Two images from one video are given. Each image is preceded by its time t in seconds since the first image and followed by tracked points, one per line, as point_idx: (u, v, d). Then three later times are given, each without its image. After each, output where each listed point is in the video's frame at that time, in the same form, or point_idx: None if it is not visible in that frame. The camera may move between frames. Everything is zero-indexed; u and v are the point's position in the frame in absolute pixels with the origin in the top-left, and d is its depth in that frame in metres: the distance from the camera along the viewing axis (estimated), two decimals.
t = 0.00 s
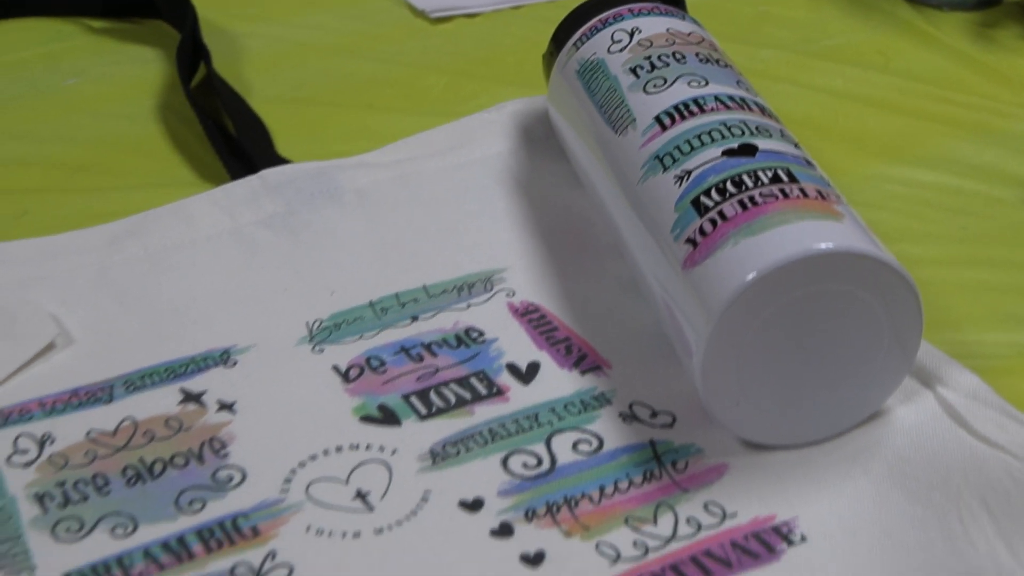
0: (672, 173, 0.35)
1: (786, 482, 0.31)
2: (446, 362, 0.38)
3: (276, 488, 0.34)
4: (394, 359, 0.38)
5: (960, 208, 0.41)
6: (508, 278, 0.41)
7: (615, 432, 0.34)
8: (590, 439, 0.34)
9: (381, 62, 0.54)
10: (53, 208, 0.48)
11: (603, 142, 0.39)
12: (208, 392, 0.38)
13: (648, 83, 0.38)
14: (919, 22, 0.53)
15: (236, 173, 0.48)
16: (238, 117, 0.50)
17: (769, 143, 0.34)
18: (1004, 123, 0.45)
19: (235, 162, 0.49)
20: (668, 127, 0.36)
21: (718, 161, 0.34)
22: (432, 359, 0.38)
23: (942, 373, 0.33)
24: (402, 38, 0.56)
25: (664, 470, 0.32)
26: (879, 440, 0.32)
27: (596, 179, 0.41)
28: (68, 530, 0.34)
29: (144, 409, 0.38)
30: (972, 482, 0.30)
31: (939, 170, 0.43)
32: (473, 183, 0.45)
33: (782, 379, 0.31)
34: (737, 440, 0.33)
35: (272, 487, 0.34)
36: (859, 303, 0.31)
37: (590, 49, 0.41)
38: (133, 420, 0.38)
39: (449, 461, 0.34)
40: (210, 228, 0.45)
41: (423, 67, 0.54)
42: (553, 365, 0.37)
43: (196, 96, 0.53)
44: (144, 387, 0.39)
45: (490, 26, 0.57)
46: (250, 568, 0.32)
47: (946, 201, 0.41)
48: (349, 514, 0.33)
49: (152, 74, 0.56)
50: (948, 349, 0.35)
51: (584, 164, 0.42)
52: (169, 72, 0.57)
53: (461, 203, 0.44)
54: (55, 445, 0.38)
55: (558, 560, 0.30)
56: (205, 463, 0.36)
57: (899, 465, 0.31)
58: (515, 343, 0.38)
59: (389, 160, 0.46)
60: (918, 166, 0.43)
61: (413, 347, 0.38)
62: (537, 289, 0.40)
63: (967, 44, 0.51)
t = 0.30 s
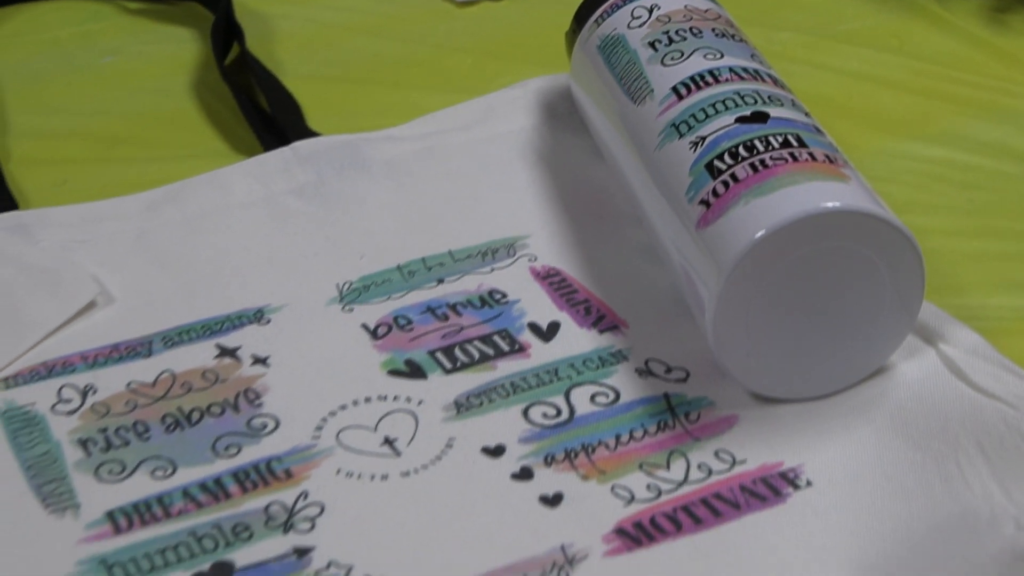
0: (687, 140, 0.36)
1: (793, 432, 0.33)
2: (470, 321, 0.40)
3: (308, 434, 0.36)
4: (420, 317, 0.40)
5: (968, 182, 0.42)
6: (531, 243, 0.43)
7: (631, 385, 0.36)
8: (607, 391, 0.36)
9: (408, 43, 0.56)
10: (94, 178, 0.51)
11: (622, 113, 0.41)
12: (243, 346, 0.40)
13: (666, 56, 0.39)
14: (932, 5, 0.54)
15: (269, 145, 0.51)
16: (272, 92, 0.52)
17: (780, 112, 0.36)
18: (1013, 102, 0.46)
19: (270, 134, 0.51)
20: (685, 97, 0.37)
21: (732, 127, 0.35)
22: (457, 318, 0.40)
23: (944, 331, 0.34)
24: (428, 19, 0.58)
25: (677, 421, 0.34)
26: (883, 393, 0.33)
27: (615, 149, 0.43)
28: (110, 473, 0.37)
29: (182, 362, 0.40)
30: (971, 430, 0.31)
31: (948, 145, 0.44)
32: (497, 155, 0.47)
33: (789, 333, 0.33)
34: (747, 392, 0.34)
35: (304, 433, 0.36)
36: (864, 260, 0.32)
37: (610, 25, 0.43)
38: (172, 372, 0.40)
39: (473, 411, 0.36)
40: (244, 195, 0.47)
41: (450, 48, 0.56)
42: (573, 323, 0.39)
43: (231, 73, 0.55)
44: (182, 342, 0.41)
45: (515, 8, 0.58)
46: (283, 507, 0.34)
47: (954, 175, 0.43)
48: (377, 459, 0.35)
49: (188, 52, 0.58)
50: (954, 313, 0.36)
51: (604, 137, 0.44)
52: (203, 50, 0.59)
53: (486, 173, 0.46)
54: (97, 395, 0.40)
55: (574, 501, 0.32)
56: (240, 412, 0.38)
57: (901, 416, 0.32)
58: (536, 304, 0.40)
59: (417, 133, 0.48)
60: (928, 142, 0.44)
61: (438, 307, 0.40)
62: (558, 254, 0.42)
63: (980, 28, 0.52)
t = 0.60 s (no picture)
0: (702, 108, 0.38)
1: (800, 385, 0.34)
2: (493, 282, 0.42)
3: (337, 384, 0.38)
4: (444, 278, 0.42)
5: (978, 155, 0.43)
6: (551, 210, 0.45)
7: (645, 341, 0.38)
8: (622, 346, 0.37)
9: (434, 21, 0.58)
10: (131, 148, 0.53)
11: (640, 85, 0.42)
12: (274, 304, 0.42)
13: (683, 30, 0.41)
14: None
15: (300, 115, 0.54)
16: (305, 69, 0.54)
17: (791, 81, 0.37)
18: None
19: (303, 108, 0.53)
20: (700, 68, 0.39)
21: (744, 95, 0.37)
22: (480, 279, 0.42)
23: (948, 291, 0.35)
24: None
25: (689, 374, 0.36)
26: (887, 349, 0.34)
27: (634, 121, 0.44)
28: (148, 418, 0.39)
29: (217, 318, 0.42)
30: (970, 380, 0.32)
31: (959, 121, 0.45)
32: (521, 127, 0.49)
33: (797, 290, 0.34)
34: (755, 347, 0.36)
35: (333, 383, 0.38)
36: (869, 221, 0.33)
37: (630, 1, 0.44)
38: (207, 327, 0.42)
39: (493, 364, 0.38)
40: (277, 164, 0.49)
41: (475, 27, 0.57)
42: (591, 285, 0.41)
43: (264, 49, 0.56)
44: (216, 300, 0.43)
45: None
46: (312, 450, 0.36)
47: (964, 149, 0.44)
48: (402, 407, 0.37)
49: (222, 30, 0.60)
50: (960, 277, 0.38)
51: (624, 111, 0.46)
52: (235, 29, 0.60)
53: (509, 145, 0.48)
54: (136, 347, 0.42)
55: (589, 446, 0.34)
56: (272, 363, 0.40)
57: (903, 369, 0.34)
58: (556, 267, 0.42)
59: (443, 107, 0.50)
60: (939, 118, 0.46)
61: (462, 269, 0.42)
62: (578, 221, 0.44)
63: (994, 9, 0.53)
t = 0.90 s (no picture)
0: (717, 78, 0.39)
1: (808, 343, 0.36)
2: (514, 246, 0.44)
3: (362, 338, 0.40)
4: (467, 242, 0.44)
5: (988, 130, 0.44)
6: (572, 180, 0.47)
7: (658, 301, 0.39)
8: (637, 307, 0.39)
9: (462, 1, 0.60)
10: (168, 119, 0.55)
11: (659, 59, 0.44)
12: (304, 265, 0.44)
13: (700, 5, 0.42)
14: None
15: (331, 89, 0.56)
16: (336, 46, 0.56)
17: (804, 53, 0.38)
18: None
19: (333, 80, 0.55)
20: (716, 41, 0.40)
21: (758, 66, 0.38)
22: (502, 243, 0.44)
23: (953, 255, 0.37)
24: None
25: (700, 332, 0.37)
26: (892, 310, 0.36)
27: (653, 95, 0.46)
28: (183, 368, 0.40)
29: (249, 278, 0.44)
30: (971, 338, 0.34)
31: (972, 98, 0.46)
32: (542, 101, 0.52)
33: (804, 252, 0.35)
34: (764, 308, 0.37)
35: (358, 338, 0.40)
36: (875, 186, 0.34)
37: None
38: (239, 285, 0.44)
39: (513, 322, 0.40)
40: (308, 135, 0.51)
41: (500, 7, 0.59)
42: (609, 249, 0.43)
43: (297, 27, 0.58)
44: (249, 260, 0.45)
45: None
46: (339, 398, 0.38)
47: (975, 125, 0.45)
48: (424, 360, 0.39)
49: (254, 8, 0.62)
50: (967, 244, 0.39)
51: (643, 85, 0.47)
52: (269, 8, 0.62)
53: (532, 118, 0.51)
54: (172, 303, 0.44)
55: (602, 398, 0.35)
56: (302, 319, 0.42)
57: (908, 329, 0.35)
58: (576, 232, 0.44)
59: (468, 81, 0.53)
60: (953, 94, 0.47)
61: (485, 234, 0.45)
62: (596, 189, 0.47)
63: None
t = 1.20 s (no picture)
0: (733, 53, 0.40)
1: (816, 306, 0.37)
2: (535, 214, 0.46)
3: (386, 297, 0.42)
4: (490, 209, 0.47)
5: (1002, 108, 0.45)
6: (594, 152, 0.50)
7: (672, 265, 0.42)
8: (651, 271, 0.41)
9: None
10: (207, 93, 0.57)
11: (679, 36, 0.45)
12: (332, 230, 0.46)
13: None
14: None
15: (363, 67, 0.58)
16: (368, 26, 0.58)
17: (818, 30, 0.39)
18: None
19: (366, 59, 0.57)
20: (734, 17, 0.41)
21: (773, 41, 0.39)
22: (524, 211, 0.46)
23: (959, 224, 0.38)
24: None
25: (712, 296, 0.39)
26: (898, 275, 0.37)
27: (674, 72, 0.47)
28: (214, 323, 0.42)
29: (279, 241, 0.46)
30: (973, 300, 0.34)
31: (988, 78, 0.47)
32: (567, 77, 0.54)
33: (813, 218, 0.36)
34: (775, 273, 0.39)
35: (383, 297, 0.42)
36: (883, 154, 0.35)
37: None
38: (270, 248, 0.46)
39: (533, 283, 0.41)
40: (340, 109, 0.53)
41: None
42: (627, 218, 0.45)
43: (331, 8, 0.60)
44: (279, 225, 0.47)
45: None
46: (362, 352, 0.39)
47: (990, 103, 0.46)
48: (445, 318, 0.40)
49: None
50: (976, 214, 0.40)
51: (664, 63, 0.49)
52: None
53: (556, 95, 0.53)
54: (205, 264, 0.46)
55: (615, 355, 0.37)
56: (329, 280, 0.44)
57: (913, 293, 0.36)
58: (595, 201, 0.46)
59: (496, 59, 0.55)
60: (969, 74, 0.47)
61: (507, 202, 0.47)
62: (616, 162, 0.49)
63: None
